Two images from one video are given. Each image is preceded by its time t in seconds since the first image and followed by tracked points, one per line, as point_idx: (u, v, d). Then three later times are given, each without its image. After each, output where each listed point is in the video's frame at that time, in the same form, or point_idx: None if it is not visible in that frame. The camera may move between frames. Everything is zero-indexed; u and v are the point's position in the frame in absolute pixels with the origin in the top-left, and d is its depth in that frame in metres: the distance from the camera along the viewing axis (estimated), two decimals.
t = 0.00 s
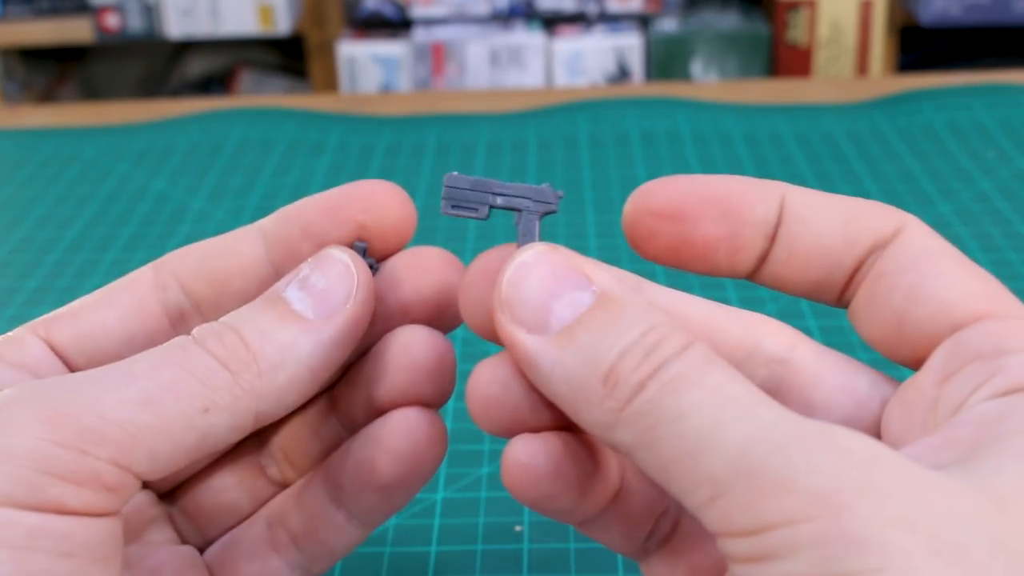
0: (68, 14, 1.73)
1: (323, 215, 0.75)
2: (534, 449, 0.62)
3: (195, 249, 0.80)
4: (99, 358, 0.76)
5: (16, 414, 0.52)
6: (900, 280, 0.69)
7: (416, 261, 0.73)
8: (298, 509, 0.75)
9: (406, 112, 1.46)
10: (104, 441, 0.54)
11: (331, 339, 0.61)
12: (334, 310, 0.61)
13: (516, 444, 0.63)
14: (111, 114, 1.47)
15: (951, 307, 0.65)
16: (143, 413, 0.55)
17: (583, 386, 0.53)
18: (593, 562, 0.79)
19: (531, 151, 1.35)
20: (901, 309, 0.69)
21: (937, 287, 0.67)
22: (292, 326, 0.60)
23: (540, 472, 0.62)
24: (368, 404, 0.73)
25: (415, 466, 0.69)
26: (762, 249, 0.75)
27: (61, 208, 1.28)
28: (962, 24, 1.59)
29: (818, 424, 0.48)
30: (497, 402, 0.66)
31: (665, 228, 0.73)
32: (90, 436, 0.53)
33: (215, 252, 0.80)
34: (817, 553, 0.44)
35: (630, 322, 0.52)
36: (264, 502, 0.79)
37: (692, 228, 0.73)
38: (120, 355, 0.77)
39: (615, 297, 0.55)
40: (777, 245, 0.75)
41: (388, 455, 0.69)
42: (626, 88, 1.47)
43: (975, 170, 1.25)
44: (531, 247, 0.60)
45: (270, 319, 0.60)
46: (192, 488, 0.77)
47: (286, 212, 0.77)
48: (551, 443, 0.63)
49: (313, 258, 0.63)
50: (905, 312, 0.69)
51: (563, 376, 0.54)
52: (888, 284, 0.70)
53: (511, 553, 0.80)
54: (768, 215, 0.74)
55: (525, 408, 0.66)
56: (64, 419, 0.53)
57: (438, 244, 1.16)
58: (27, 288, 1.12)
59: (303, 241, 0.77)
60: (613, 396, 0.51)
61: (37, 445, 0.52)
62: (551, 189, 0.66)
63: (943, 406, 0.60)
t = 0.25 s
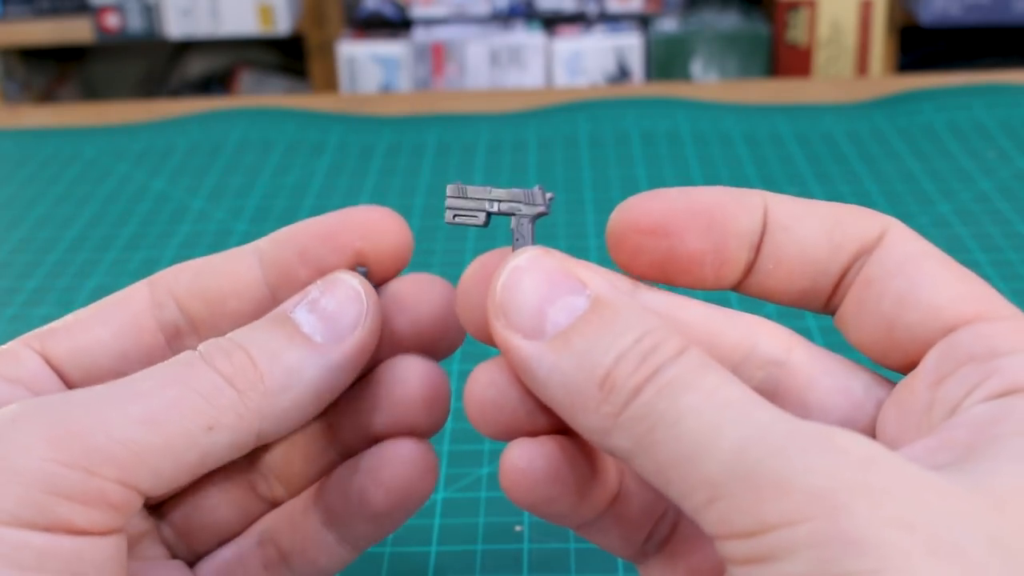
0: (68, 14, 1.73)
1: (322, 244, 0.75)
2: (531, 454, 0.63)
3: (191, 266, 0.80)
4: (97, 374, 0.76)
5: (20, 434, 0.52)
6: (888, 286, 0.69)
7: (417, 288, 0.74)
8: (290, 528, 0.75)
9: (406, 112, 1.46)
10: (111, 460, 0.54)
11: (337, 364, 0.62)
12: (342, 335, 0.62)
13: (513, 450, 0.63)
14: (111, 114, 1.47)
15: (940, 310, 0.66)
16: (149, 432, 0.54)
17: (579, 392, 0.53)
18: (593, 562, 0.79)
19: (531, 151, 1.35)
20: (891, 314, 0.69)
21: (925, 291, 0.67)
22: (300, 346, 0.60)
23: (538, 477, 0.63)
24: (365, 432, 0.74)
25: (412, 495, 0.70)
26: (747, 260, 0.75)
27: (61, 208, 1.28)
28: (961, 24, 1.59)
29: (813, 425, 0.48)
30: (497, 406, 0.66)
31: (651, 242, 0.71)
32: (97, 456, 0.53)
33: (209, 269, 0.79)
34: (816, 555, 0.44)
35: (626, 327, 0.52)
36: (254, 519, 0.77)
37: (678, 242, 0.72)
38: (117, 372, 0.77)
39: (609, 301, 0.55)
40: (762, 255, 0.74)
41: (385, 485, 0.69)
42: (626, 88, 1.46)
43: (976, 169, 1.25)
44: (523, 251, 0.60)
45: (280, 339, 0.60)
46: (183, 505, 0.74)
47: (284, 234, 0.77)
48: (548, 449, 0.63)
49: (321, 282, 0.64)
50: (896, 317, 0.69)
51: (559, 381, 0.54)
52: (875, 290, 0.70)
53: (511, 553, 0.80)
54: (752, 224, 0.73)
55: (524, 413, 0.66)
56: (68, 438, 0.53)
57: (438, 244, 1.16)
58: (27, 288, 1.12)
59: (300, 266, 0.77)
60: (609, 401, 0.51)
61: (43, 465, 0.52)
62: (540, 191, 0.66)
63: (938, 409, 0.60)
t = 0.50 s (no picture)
0: (68, 14, 1.73)
1: (318, 261, 0.75)
2: (530, 462, 0.62)
3: (188, 271, 0.80)
4: (97, 378, 0.77)
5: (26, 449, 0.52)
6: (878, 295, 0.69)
7: (417, 300, 0.74)
8: (285, 534, 0.75)
9: (406, 113, 1.45)
10: (119, 477, 0.53)
11: (344, 377, 0.62)
12: (351, 349, 0.62)
13: (512, 456, 0.63)
14: (111, 114, 1.47)
15: (930, 319, 0.66)
16: (158, 445, 0.54)
17: (586, 399, 0.53)
18: (593, 562, 0.79)
19: (531, 151, 1.35)
20: (881, 323, 0.69)
21: (912, 300, 0.67)
22: (308, 359, 0.60)
23: (538, 485, 0.62)
24: (363, 445, 0.73)
25: (409, 507, 0.70)
26: (737, 270, 0.75)
27: (61, 207, 1.28)
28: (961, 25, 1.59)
29: (812, 428, 0.48)
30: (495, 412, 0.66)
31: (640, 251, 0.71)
32: (106, 471, 0.53)
33: (206, 276, 0.79)
34: (810, 552, 0.44)
35: (634, 334, 0.53)
36: (247, 523, 0.77)
37: (668, 253, 0.71)
38: (115, 375, 0.78)
39: (618, 308, 0.55)
40: (753, 265, 0.74)
41: (381, 499, 0.70)
42: (626, 88, 1.46)
43: (976, 170, 1.25)
44: (530, 257, 0.60)
45: (289, 351, 0.60)
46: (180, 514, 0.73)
47: (280, 246, 0.77)
48: (549, 456, 0.63)
49: (327, 292, 0.64)
50: (886, 326, 0.69)
51: (565, 388, 0.54)
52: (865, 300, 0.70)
53: (510, 554, 0.80)
54: (742, 235, 0.73)
55: (524, 421, 0.66)
56: (77, 453, 0.53)
57: (438, 245, 1.16)
58: (27, 288, 1.12)
59: (297, 283, 0.76)
60: (613, 405, 0.52)
61: (51, 481, 0.52)
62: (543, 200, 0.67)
63: (929, 416, 0.60)
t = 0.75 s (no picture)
0: (68, 14, 1.73)
1: (331, 275, 0.75)
2: (538, 451, 0.62)
3: (203, 280, 0.79)
4: (111, 387, 0.77)
5: (38, 458, 0.52)
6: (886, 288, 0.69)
7: (432, 312, 0.74)
8: (294, 545, 0.74)
9: (407, 112, 1.45)
10: (128, 488, 0.53)
11: (355, 389, 0.62)
12: (364, 361, 0.63)
13: (521, 447, 0.62)
14: (111, 113, 1.47)
15: (939, 311, 0.66)
16: (168, 456, 0.54)
17: (597, 390, 0.53)
18: (593, 562, 0.79)
19: (531, 151, 1.35)
20: (889, 315, 0.69)
21: (922, 293, 0.67)
22: (319, 370, 0.60)
23: (546, 475, 0.62)
24: (378, 459, 0.74)
25: (421, 522, 0.70)
26: (747, 260, 0.74)
27: (61, 207, 1.28)
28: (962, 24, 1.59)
29: (822, 420, 0.48)
30: (505, 405, 0.66)
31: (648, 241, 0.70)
32: (116, 482, 0.53)
33: (219, 286, 0.79)
34: (823, 545, 0.44)
35: (645, 328, 0.53)
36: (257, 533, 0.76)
37: (677, 242, 0.71)
38: (128, 385, 0.78)
39: (630, 305, 0.56)
40: (762, 254, 0.74)
41: (394, 513, 0.69)
42: (626, 88, 1.46)
43: (976, 170, 1.25)
44: (545, 256, 0.61)
45: (301, 361, 0.60)
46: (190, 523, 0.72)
47: (295, 260, 0.76)
48: (557, 448, 0.63)
49: (341, 304, 0.65)
50: (895, 320, 0.69)
51: (576, 382, 0.54)
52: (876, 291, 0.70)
53: (512, 553, 0.80)
54: (751, 225, 0.73)
55: (535, 414, 0.66)
56: (89, 463, 0.53)
57: (438, 245, 1.16)
58: (27, 288, 1.12)
59: (310, 297, 0.76)
60: (623, 395, 0.52)
61: (61, 493, 0.52)
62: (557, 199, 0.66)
63: (934, 410, 0.60)
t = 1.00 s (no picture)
0: (68, 14, 1.73)
1: (334, 272, 0.75)
2: (540, 452, 0.62)
3: (206, 279, 0.80)
4: (113, 386, 0.77)
5: (38, 456, 0.52)
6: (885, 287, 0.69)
7: (433, 312, 0.74)
8: (296, 545, 0.75)
9: (406, 112, 1.45)
10: (128, 488, 0.53)
11: (356, 389, 0.62)
12: (364, 360, 0.63)
13: (521, 449, 0.62)
14: (110, 114, 1.47)
15: (937, 309, 0.66)
16: (168, 455, 0.54)
17: (597, 388, 0.53)
18: (593, 561, 0.79)
19: (531, 151, 1.35)
20: (887, 313, 0.69)
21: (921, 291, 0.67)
22: (320, 369, 0.60)
23: (546, 475, 0.62)
24: (379, 459, 0.74)
25: (422, 522, 0.70)
26: (744, 259, 0.74)
27: (61, 208, 1.28)
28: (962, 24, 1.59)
29: (821, 419, 0.48)
30: (506, 406, 0.66)
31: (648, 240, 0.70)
32: (116, 482, 0.53)
33: (222, 286, 0.79)
34: (823, 544, 0.44)
35: (645, 326, 0.53)
36: (258, 534, 0.76)
37: (676, 241, 0.71)
38: (129, 385, 0.78)
39: (631, 305, 0.56)
40: (761, 254, 0.74)
41: (395, 514, 0.69)
42: (626, 88, 1.46)
43: (976, 169, 1.25)
44: (546, 257, 0.61)
45: (301, 360, 0.60)
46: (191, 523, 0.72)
47: (298, 259, 0.76)
48: (557, 448, 0.63)
49: (341, 302, 0.65)
50: (893, 319, 0.69)
51: (575, 379, 0.54)
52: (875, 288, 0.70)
53: (513, 554, 0.80)
54: (750, 224, 0.73)
55: (536, 414, 0.66)
56: (89, 462, 0.53)
57: (438, 245, 1.16)
58: (27, 288, 1.12)
59: (314, 296, 0.76)
60: (624, 393, 0.52)
61: (60, 493, 0.52)
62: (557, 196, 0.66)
63: (933, 408, 0.60)
